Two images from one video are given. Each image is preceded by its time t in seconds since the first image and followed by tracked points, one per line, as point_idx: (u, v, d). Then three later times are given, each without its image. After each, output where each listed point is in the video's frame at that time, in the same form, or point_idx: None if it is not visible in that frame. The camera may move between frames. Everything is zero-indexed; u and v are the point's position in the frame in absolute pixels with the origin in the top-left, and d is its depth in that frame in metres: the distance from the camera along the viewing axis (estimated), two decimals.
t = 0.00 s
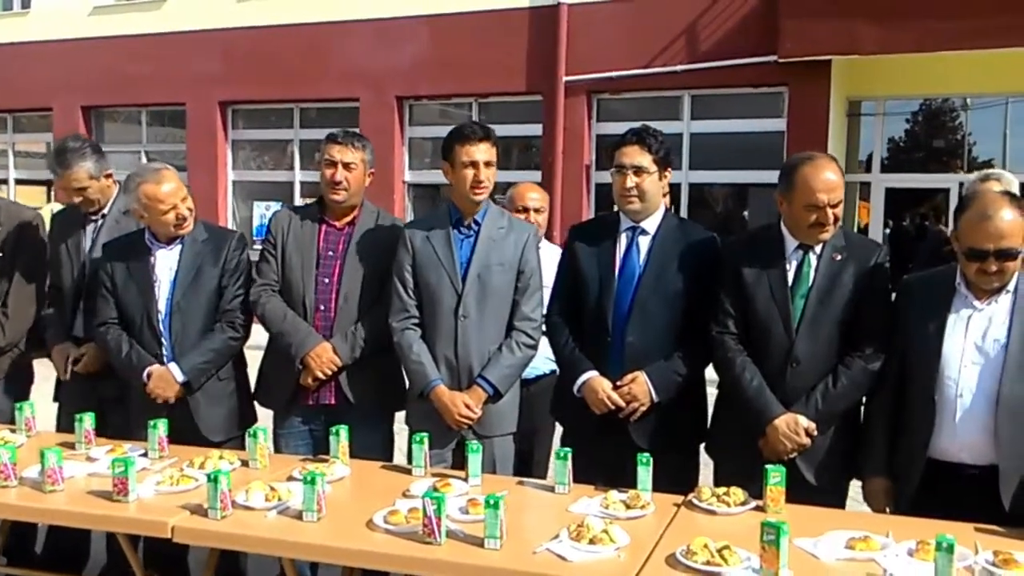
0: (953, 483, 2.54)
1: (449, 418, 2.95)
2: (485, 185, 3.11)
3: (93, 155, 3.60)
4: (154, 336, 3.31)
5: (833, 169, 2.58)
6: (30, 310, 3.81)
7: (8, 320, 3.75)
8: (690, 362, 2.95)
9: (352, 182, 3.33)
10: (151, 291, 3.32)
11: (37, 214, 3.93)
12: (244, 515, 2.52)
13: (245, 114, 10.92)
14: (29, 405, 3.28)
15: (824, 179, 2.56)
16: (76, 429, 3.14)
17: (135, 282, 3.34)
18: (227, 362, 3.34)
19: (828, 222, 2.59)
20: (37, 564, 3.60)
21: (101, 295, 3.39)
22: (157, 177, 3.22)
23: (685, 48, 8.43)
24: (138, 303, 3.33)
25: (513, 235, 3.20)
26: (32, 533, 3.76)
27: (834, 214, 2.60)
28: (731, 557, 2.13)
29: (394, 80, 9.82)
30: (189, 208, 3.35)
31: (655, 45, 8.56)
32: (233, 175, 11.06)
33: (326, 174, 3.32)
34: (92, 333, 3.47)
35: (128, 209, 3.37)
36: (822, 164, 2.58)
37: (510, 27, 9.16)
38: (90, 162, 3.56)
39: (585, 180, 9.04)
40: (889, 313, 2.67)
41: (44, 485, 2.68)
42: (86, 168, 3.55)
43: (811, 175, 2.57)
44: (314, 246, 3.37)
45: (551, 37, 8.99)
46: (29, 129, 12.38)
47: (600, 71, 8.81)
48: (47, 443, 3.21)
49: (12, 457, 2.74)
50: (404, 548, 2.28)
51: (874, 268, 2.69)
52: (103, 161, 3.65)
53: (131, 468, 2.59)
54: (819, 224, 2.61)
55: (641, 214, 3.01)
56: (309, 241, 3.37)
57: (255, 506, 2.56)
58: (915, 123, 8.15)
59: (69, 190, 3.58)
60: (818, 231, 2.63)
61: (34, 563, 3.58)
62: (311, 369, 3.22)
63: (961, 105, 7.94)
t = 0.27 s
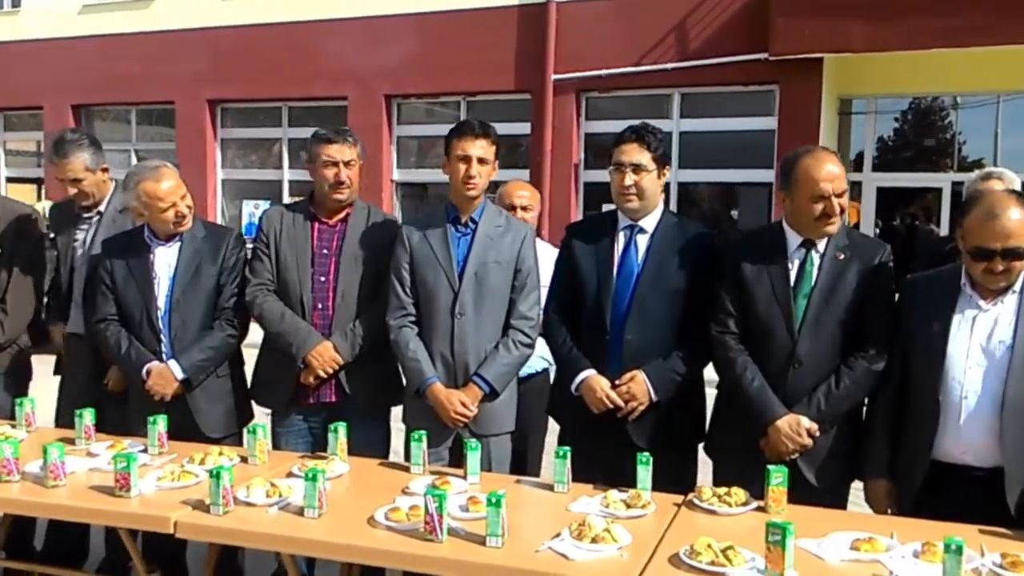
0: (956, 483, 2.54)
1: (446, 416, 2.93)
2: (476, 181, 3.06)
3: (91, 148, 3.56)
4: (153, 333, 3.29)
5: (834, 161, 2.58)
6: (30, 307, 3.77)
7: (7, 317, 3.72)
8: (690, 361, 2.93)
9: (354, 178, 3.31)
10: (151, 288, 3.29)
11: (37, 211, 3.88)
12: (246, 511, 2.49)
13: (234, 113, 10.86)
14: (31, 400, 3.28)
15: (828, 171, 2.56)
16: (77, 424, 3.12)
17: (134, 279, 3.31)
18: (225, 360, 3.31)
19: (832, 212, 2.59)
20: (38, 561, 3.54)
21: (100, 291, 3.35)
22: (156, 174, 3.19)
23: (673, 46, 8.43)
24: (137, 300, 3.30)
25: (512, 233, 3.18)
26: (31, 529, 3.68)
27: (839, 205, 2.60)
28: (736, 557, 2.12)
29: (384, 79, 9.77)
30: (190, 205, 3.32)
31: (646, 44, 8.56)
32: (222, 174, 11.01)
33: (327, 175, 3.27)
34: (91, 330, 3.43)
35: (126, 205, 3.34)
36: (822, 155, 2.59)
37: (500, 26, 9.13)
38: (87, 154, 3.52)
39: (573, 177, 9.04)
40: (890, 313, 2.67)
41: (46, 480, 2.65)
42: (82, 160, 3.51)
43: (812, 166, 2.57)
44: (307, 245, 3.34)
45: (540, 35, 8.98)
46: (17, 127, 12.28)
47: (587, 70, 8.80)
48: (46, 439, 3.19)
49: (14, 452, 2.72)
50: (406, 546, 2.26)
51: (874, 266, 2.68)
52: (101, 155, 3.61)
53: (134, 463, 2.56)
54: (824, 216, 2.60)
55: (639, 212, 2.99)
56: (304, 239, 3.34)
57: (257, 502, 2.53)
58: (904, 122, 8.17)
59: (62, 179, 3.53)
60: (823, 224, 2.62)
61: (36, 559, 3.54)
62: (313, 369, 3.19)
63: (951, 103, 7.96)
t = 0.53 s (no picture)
0: (976, 487, 2.47)
1: (450, 415, 2.86)
2: (483, 176, 2.99)
3: (91, 142, 3.49)
4: (157, 329, 3.23)
5: (852, 151, 2.54)
6: (32, 302, 3.71)
7: (9, 313, 3.66)
8: (700, 362, 2.87)
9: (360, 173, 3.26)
10: (156, 284, 3.24)
11: (39, 206, 3.83)
12: (251, 511, 2.46)
13: (231, 110, 10.78)
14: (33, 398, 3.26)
15: (851, 160, 2.51)
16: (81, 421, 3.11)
17: (139, 275, 3.25)
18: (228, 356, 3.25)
19: (856, 203, 2.52)
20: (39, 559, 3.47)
21: (103, 287, 3.29)
22: (162, 169, 3.13)
23: (671, 43, 8.39)
24: (142, 296, 3.25)
25: (520, 230, 3.11)
26: (30, 526, 3.59)
27: (862, 195, 2.54)
28: (754, 563, 2.05)
29: (380, 76, 9.70)
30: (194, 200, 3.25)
31: (644, 41, 8.50)
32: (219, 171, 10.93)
33: (334, 174, 3.18)
34: (93, 326, 3.37)
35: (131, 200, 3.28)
36: (839, 147, 2.54)
37: (497, 23, 9.06)
38: (86, 147, 3.45)
39: (570, 175, 8.98)
40: (907, 312, 2.60)
41: (50, 478, 2.64)
42: (82, 153, 3.44)
43: (832, 155, 2.53)
44: (307, 240, 3.26)
45: (537, 33, 8.92)
46: (15, 125, 12.20)
47: (585, 66, 8.76)
48: (49, 437, 3.17)
49: (19, 450, 2.71)
50: (412, 547, 2.20)
51: (889, 265, 2.62)
52: (101, 149, 3.54)
53: (137, 462, 2.55)
54: (851, 206, 2.53)
55: (648, 209, 2.91)
56: (302, 235, 3.25)
57: (261, 501, 2.50)
58: (901, 120, 8.13)
59: (61, 172, 3.45)
60: (847, 216, 2.54)
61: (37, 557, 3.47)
62: (324, 369, 3.12)
63: (949, 101, 7.92)
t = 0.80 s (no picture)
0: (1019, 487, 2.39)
1: (471, 413, 2.79)
2: (504, 169, 2.91)
3: (104, 132, 3.42)
4: (170, 325, 3.16)
5: (895, 141, 2.48)
6: (41, 299, 3.67)
7: (19, 310, 3.61)
8: (726, 358, 2.79)
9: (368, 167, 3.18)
10: (170, 280, 3.17)
11: (49, 202, 3.77)
12: (270, 513, 2.38)
13: (236, 106, 10.71)
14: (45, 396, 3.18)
15: (896, 150, 2.45)
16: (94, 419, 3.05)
17: (152, 271, 3.18)
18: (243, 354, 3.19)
19: (900, 194, 2.46)
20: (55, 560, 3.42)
21: (118, 282, 3.22)
22: (177, 163, 3.05)
23: (678, 34, 8.29)
24: (156, 292, 3.17)
25: (542, 224, 3.02)
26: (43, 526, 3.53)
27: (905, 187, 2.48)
28: (794, 568, 1.97)
29: (385, 70, 9.61)
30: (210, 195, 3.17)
31: (652, 32, 8.40)
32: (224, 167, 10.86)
33: (344, 169, 3.11)
34: (106, 322, 3.30)
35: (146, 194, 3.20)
36: (883, 136, 2.48)
37: (503, 15, 8.97)
38: (99, 136, 3.38)
39: (578, 166, 8.87)
40: (944, 307, 2.52)
41: (64, 480, 2.57)
42: (94, 142, 3.37)
43: (876, 145, 2.46)
44: (321, 235, 3.18)
45: (543, 25, 8.82)
46: (20, 123, 12.15)
47: (592, 58, 8.66)
48: (61, 436, 3.10)
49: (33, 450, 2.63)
50: (436, 552, 2.13)
51: (925, 258, 2.53)
52: (114, 141, 3.47)
53: (153, 463, 2.47)
54: (895, 198, 2.47)
55: (672, 200, 2.83)
56: (316, 232, 3.18)
57: (280, 503, 2.43)
58: (909, 111, 7.99)
59: (72, 161, 3.38)
60: (890, 209, 2.48)
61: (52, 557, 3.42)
62: (346, 369, 3.04)
63: (959, 90, 7.78)
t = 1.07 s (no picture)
0: None
1: (512, 424, 2.71)
2: (536, 172, 2.81)
3: (142, 136, 3.42)
4: (201, 338, 3.09)
5: (949, 134, 2.37)
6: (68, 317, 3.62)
7: (47, 327, 3.57)
8: (776, 363, 2.68)
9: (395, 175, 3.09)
10: (201, 293, 3.10)
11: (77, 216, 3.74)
12: (309, 534, 2.31)
13: (255, 114, 10.69)
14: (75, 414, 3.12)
15: (950, 143, 2.34)
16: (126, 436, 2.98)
17: (184, 283, 3.12)
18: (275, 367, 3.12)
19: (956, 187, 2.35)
20: None
21: (149, 295, 3.17)
22: (208, 174, 2.98)
23: (699, 30, 8.17)
24: (187, 304, 3.11)
25: (581, 228, 2.93)
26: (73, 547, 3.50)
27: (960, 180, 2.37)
28: None
29: (403, 74, 9.55)
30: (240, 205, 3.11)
31: (673, 29, 8.29)
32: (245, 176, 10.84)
33: (371, 179, 3.02)
34: (138, 335, 3.25)
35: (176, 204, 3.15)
36: (936, 129, 2.37)
37: (521, 16, 8.89)
38: (138, 138, 3.39)
39: (600, 166, 8.77)
40: (1006, 306, 2.40)
41: (97, 501, 2.51)
42: (132, 144, 3.37)
43: (928, 137, 2.36)
44: (352, 244, 3.10)
45: (561, 25, 8.73)
46: (43, 137, 12.20)
47: (612, 57, 8.56)
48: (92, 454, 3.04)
49: (65, 471, 2.57)
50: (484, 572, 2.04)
51: (986, 255, 2.42)
52: (152, 149, 3.47)
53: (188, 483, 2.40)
54: (950, 192, 2.36)
55: (715, 200, 2.72)
56: (346, 241, 3.10)
57: (319, 523, 2.35)
58: (929, 102, 7.81)
59: (106, 162, 3.37)
60: (946, 204, 2.37)
61: None
62: (381, 381, 2.97)
63: (979, 80, 7.63)
